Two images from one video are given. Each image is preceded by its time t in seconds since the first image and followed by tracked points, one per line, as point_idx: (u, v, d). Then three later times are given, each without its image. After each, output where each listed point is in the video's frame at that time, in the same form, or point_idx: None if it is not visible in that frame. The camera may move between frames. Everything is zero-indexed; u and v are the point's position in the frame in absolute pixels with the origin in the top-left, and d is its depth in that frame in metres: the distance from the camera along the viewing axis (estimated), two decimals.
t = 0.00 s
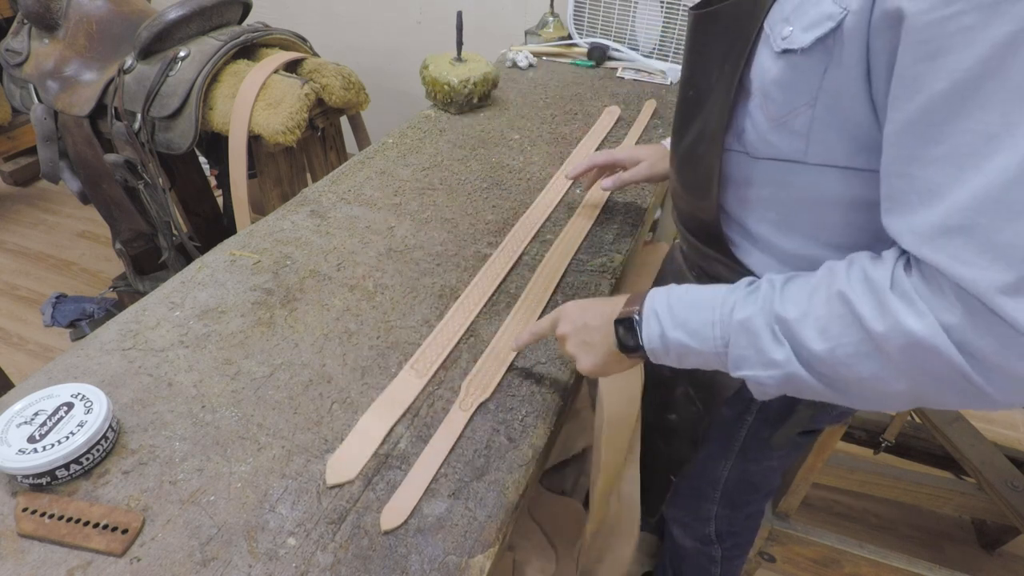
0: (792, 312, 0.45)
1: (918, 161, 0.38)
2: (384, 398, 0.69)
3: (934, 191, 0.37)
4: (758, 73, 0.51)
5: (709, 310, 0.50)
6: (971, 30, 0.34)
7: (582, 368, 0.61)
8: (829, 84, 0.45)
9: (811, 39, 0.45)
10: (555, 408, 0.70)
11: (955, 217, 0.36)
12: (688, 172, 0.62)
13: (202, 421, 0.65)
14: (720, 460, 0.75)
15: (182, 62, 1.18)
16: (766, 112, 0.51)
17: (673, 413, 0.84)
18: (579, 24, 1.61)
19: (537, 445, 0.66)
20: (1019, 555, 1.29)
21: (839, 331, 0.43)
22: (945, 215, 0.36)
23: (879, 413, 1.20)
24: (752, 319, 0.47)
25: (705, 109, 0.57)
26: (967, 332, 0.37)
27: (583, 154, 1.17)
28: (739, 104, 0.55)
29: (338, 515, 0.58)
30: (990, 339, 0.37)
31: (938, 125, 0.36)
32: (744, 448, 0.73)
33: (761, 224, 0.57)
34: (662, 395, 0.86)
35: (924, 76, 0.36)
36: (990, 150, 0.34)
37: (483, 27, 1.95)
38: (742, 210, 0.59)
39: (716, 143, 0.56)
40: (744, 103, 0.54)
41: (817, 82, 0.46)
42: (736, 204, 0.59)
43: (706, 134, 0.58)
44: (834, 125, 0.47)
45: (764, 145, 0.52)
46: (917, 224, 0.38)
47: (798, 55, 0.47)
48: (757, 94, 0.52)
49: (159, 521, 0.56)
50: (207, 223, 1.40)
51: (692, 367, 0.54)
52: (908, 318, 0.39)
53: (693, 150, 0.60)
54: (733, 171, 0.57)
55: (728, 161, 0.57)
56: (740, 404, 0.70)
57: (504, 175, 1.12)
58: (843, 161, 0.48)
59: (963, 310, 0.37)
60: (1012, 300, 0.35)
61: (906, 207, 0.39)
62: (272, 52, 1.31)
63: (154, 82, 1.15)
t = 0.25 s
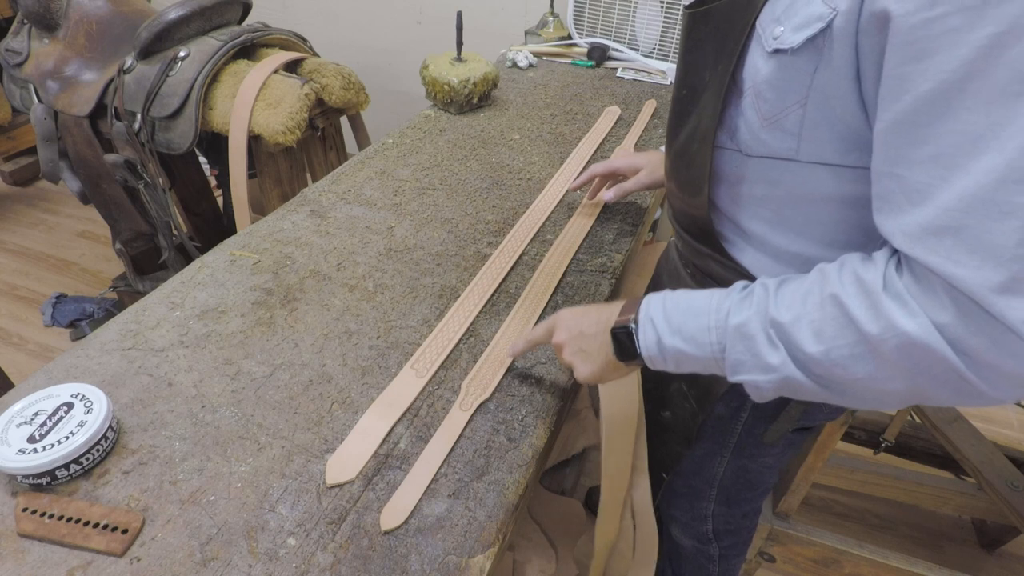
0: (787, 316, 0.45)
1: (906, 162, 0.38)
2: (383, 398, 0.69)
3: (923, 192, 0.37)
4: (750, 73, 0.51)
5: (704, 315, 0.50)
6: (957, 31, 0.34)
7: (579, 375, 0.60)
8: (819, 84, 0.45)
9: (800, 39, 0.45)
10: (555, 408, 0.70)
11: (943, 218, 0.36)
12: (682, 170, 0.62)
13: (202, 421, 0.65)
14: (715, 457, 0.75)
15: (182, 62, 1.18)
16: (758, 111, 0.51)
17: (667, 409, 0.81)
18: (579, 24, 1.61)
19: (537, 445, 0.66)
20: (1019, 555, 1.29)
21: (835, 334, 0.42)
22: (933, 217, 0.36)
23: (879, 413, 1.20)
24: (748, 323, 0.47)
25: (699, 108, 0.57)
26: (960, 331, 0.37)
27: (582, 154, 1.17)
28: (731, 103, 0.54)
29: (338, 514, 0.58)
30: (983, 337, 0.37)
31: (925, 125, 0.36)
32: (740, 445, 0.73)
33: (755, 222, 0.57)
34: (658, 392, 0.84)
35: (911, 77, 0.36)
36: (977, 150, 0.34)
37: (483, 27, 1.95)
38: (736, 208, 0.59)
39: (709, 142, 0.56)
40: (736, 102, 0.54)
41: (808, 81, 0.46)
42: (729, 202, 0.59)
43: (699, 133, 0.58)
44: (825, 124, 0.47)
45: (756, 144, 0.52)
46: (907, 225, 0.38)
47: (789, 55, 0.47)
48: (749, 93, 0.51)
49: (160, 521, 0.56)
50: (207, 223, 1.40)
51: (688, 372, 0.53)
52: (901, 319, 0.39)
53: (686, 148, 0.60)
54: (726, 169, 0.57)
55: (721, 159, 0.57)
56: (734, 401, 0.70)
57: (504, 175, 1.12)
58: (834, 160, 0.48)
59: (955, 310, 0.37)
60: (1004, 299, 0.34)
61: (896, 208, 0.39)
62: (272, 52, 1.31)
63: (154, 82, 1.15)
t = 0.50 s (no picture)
0: (778, 306, 0.45)
1: (898, 155, 0.38)
2: (383, 398, 0.69)
3: (914, 184, 0.37)
4: (745, 68, 0.51)
5: (695, 305, 0.49)
6: (948, 25, 0.34)
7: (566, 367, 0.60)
8: (814, 78, 0.45)
9: (794, 33, 0.45)
10: (555, 408, 0.70)
11: (935, 211, 0.36)
12: (676, 167, 0.62)
13: (202, 421, 0.65)
14: (711, 455, 0.75)
15: (182, 62, 1.18)
16: (752, 106, 0.51)
17: (664, 406, 0.78)
18: (579, 24, 1.61)
19: (537, 445, 0.66)
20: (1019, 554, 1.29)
21: (827, 324, 0.42)
22: (925, 209, 0.36)
23: (879, 413, 1.20)
24: (739, 314, 0.47)
25: (694, 105, 0.57)
26: (952, 322, 0.37)
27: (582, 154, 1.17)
28: (726, 99, 0.54)
29: (338, 514, 0.58)
30: (974, 329, 0.37)
31: (916, 119, 0.36)
32: (735, 441, 0.73)
33: (748, 219, 0.57)
34: (652, 389, 0.81)
35: (903, 70, 0.36)
36: (968, 141, 0.34)
37: (483, 28, 1.95)
38: (729, 205, 0.59)
39: (704, 139, 0.56)
40: (731, 98, 0.54)
41: (802, 75, 0.46)
42: (723, 199, 0.59)
43: (694, 130, 0.58)
44: (818, 117, 0.47)
45: (750, 140, 0.52)
46: (898, 217, 0.38)
47: (782, 49, 0.47)
48: (743, 88, 0.52)
49: (159, 521, 0.56)
50: (207, 223, 1.40)
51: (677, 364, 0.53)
52: (893, 310, 0.39)
53: (681, 145, 0.60)
54: (720, 166, 0.57)
55: (716, 156, 0.57)
56: (728, 398, 0.71)
57: (504, 175, 1.12)
58: (827, 155, 0.48)
59: (947, 301, 0.37)
60: (993, 290, 0.35)
61: (888, 201, 0.39)
62: (272, 52, 1.31)
63: (154, 82, 1.15)
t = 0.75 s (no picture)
0: (781, 296, 0.45)
1: (899, 148, 0.38)
2: (383, 398, 0.69)
3: (915, 176, 0.37)
4: (741, 60, 0.51)
5: (697, 295, 0.49)
6: (951, 15, 0.34)
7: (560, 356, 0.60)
8: (810, 69, 0.45)
9: (791, 23, 0.45)
10: (555, 408, 0.70)
11: (938, 202, 0.36)
12: (671, 163, 0.62)
13: (202, 421, 0.65)
14: (706, 451, 0.75)
15: (182, 62, 1.18)
16: (748, 98, 0.51)
17: (657, 403, 0.83)
18: (579, 24, 1.61)
19: (537, 445, 0.66)
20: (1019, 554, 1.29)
21: (830, 314, 0.43)
22: (929, 201, 0.36)
23: (879, 413, 1.20)
24: (741, 303, 0.47)
25: (690, 100, 0.57)
26: (958, 312, 0.37)
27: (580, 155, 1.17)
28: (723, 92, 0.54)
29: (339, 514, 0.58)
30: (979, 319, 0.37)
31: (917, 111, 0.36)
32: (729, 439, 0.73)
33: (743, 213, 0.57)
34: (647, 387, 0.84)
35: (903, 61, 0.36)
36: (971, 132, 0.34)
37: (483, 28, 1.95)
38: (725, 200, 0.59)
39: (700, 133, 0.56)
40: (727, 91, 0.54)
41: (798, 66, 0.46)
42: (719, 194, 0.59)
43: (689, 125, 0.57)
44: (813, 108, 0.47)
45: (747, 133, 0.52)
46: (900, 210, 0.38)
47: (779, 40, 0.47)
48: (739, 80, 0.52)
49: (159, 521, 0.56)
50: (207, 223, 1.40)
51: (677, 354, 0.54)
52: (899, 299, 0.39)
53: (676, 141, 0.59)
54: (716, 162, 0.57)
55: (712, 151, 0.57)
56: (722, 394, 0.71)
57: (504, 175, 1.12)
58: (822, 147, 0.48)
59: (953, 292, 0.37)
60: (999, 281, 0.35)
61: (890, 194, 0.39)
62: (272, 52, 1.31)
63: (154, 82, 1.15)
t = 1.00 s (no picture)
0: (793, 286, 0.43)
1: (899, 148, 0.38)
2: (383, 398, 0.69)
3: (917, 175, 0.37)
4: (739, 58, 0.51)
5: (702, 285, 0.48)
6: (953, 12, 0.34)
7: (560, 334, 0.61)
8: (810, 66, 0.46)
9: (791, 19, 0.46)
10: (554, 408, 0.70)
11: (943, 201, 0.36)
12: (667, 164, 0.61)
13: (202, 421, 0.65)
14: (703, 452, 0.75)
15: (182, 62, 1.18)
16: (745, 96, 0.51)
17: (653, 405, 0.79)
18: (579, 24, 1.61)
19: (536, 445, 0.66)
20: (1019, 555, 1.29)
21: (844, 305, 0.41)
22: (937, 198, 0.36)
23: (879, 413, 1.20)
24: (748, 294, 0.46)
25: (688, 98, 0.56)
26: (974, 307, 0.37)
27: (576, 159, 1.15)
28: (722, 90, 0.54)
29: (338, 514, 0.58)
30: (994, 316, 0.36)
31: (919, 110, 0.36)
32: (726, 440, 0.73)
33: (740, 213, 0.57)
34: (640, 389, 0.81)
35: (905, 59, 0.36)
36: (975, 130, 0.34)
37: (483, 28, 1.95)
38: (722, 200, 0.58)
39: (699, 131, 0.55)
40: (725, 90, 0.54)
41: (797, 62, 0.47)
42: (715, 195, 0.59)
43: (686, 123, 0.57)
44: (812, 104, 0.47)
45: (745, 132, 0.52)
46: (903, 210, 0.38)
47: (778, 36, 0.47)
48: (737, 78, 0.51)
49: (159, 521, 0.56)
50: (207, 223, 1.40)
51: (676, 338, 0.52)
52: (919, 294, 0.38)
53: (672, 141, 0.59)
54: (713, 162, 0.57)
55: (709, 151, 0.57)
56: (719, 396, 0.70)
57: (504, 175, 1.12)
58: (820, 144, 0.48)
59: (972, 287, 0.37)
60: (1015, 277, 0.34)
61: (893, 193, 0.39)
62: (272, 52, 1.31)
63: (154, 82, 1.15)
